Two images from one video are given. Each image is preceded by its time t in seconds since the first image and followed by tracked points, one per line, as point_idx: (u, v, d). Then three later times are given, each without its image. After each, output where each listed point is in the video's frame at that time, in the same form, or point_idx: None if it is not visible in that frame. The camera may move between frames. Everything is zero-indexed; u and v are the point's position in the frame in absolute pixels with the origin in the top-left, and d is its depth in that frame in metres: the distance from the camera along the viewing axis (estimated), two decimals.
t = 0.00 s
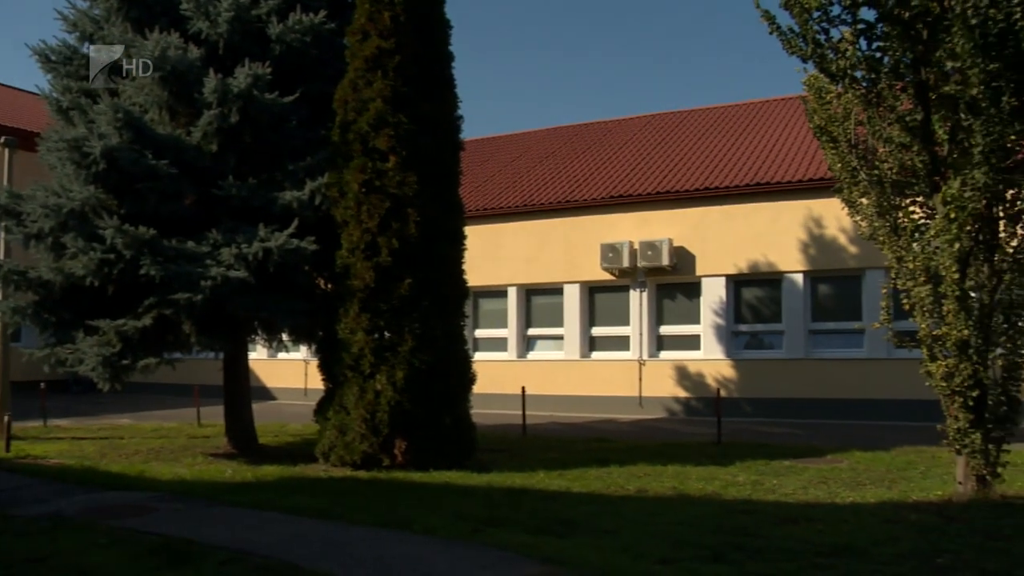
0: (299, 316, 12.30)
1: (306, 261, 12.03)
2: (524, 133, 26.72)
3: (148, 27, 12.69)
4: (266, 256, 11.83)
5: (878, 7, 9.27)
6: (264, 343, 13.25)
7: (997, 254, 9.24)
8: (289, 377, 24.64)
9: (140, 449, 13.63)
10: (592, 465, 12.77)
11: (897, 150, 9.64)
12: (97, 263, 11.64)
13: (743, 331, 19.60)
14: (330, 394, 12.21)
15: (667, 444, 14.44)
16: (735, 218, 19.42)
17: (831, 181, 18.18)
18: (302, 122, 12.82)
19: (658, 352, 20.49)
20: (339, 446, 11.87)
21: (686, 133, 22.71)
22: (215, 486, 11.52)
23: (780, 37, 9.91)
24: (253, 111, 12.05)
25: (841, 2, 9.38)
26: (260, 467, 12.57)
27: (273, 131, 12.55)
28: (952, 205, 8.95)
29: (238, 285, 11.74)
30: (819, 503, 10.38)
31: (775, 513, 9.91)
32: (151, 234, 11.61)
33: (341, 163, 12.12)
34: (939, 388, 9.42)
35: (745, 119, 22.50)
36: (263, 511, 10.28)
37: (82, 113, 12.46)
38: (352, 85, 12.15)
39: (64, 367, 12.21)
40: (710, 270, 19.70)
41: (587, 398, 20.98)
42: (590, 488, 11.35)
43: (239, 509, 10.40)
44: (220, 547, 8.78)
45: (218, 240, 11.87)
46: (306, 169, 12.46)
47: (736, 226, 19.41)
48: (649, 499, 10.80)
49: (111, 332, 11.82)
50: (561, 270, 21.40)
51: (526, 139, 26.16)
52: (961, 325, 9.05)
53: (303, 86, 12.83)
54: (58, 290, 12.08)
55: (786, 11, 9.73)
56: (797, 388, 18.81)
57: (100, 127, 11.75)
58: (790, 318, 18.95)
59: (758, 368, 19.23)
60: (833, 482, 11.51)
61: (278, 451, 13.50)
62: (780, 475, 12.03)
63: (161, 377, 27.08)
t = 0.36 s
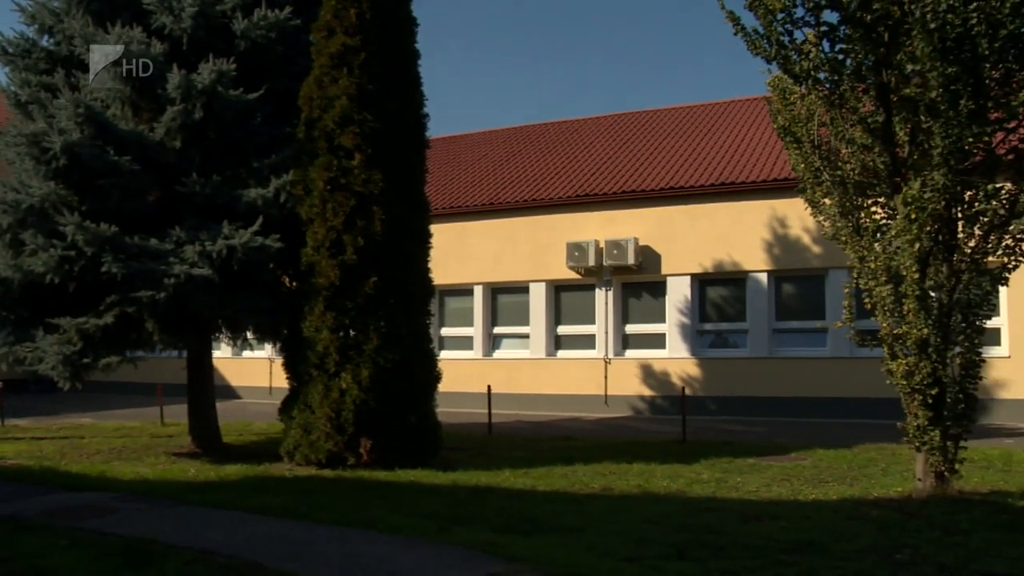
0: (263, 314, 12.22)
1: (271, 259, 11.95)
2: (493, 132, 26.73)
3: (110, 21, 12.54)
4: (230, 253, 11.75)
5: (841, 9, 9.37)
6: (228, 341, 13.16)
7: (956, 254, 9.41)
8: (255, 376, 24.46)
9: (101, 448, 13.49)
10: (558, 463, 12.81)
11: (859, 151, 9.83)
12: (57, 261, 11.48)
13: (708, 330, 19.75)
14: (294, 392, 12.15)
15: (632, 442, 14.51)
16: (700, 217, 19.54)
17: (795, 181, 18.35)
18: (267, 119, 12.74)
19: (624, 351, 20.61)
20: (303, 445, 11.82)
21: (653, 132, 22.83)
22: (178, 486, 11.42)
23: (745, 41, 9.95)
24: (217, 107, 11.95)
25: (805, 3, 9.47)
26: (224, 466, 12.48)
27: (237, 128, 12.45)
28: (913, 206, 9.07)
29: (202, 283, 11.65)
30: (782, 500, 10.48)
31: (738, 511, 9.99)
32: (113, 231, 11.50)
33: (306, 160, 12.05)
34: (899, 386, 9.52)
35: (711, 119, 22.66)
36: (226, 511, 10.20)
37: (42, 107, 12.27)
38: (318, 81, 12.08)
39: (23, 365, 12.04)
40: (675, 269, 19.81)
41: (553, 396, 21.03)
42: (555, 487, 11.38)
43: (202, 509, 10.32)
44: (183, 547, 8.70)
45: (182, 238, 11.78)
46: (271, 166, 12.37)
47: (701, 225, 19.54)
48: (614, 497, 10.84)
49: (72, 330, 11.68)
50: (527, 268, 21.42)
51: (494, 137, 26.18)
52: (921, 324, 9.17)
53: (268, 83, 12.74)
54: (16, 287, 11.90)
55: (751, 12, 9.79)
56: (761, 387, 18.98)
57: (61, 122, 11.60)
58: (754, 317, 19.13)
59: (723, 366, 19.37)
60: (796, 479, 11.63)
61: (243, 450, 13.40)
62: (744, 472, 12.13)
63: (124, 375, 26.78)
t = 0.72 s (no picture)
0: (239, 313, 12.15)
1: (247, 258, 11.88)
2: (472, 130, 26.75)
3: (84, 18, 12.44)
4: (206, 252, 11.68)
5: (817, 12, 9.43)
6: (204, 341, 13.09)
7: (929, 255, 9.49)
8: (231, 375, 24.33)
9: (75, 449, 13.38)
10: (535, 462, 12.83)
11: (835, 152, 9.84)
12: (30, 259, 11.36)
13: (684, 330, 19.83)
14: (271, 392, 12.09)
15: (609, 442, 14.56)
16: (678, 217, 19.62)
17: (771, 181, 18.45)
18: (243, 117, 12.67)
19: (601, 350, 20.66)
20: (280, 444, 11.77)
21: (631, 132, 22.91)
22: (154, 486, 11.34)
23: (721, 40, 9.98)
24: (193, 105, 11.87)
25: (781, 5, 9.53)
26: (199, 466, 12.41)
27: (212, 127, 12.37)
28: (887, 207, 9.12)
29: (177, 282, 11.58)
30: (758, 499, 10.54)
31: (714, 509, 10.04)
32: (87, 229, 11.40)
33: (282, 159, 11.99)
34: (873, 385, 9.57)
35: (689, 119, 22.77)
36: (202, 511, 10.13)
37: (14, 104, 12.14)
38: (295, 80, 12.03)
39: None
40: (653, 269, 19.88)
41: (530, 396, 21.04)
42: (532, 486, 11.39)
43: (178, 510, 10.25)
44: (158, 548, 8.63)
45: (157, 236, 11.70)
46: (247, 165, 12.30)
47: (678, 225, 19.62)
48: (591, 496, 10.87)
49: (45, 330, 11.58)
50: (505, 268, 21.42)
51: (474, 136, 26.20)
52: (895, 324, 9.26)
53: (244, 81, 12.68)
54: None
55: (727, 13, 9.83)
56: (737, 386, 19.07)
57: (34, 119, 11.48)
58: (731, 316, 19.22)
59: (700, 366, 19.45)
60: (772, 478, 11.71)
61: (218, 450, 13.32)
62: (720, 471, 12.20)
63: (98, 375, 26.56)
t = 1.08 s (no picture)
0: (226, 313, 12.11)
1: (233, 257, 11.84)
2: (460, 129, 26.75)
3: (69, 16, 12.39)
4: (192, 252, 11.63)
5: (803, 13, 9.44)
6: (191, 341, 13.04)
7: (915, 255, 9.55)
8: (218, 375, 24.26)
9: (61, 449, 13.32)
10: (522, 462, 12.83)
11: (821, 152, 9.88)
12: (15, 259, 11.30)
13: (672, 330, 19.88)
14: (258, 392, 12.05)
15: (597, 442, 14.57)
16: (666, 217, 19.65)
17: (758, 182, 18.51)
18: (230, 116, 12.64)
19: (588, 350, 20.68)
20: (266, 444, 11.74)
21: (619, 132, 22.94)
22: (140, 486, 11.30)
23: (708, 41, 10.00)
24: (179, 104, 11.83)
25: (767, 6, 9.54)
26: (186, 466, 12.36)
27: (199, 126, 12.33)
28: (873, 207, 9.11)
29: (163, 282, 11.54)
30: (745, 498, 10.57)
31: (701, 509, 10.07)
32: (72, 228, 11.35)
33: (269, 158, 11.95)
34: (860, 385, 9.61)
35: (677, 119, 22.83)
36: (188, 511, 10.10)
37: None
38: (282, 79, 12.00)
39: None
40: (640, 269, 19.90)
41: (518, 396, 21.04)
42: (520, 486, 11.40)
43: (164, 510, 10.21)
44: (144, 548, 8.59)
45: (143, 236, 11.65)
46: (234, 164, 12.26)
47: (666, 225, 19.65)
48: (579, 496, 10.87)
49: (30, 329, 11.53)
50: (493, 268, 21.41)
51: (462, 135, 26.20)
52: (880, 324, 9.30)
53: (231, 80, 12.65)
54: None
55: (714, 13, 9.87)
56: (725, 386, 19.12)
57: (18, 118, 11.43)
58: (718, 317, 19.27)
59: (687, 366, 19.49)
60: (759, 478, 11.74)
61: (205, 450, 13.27)
62: (707, 471, 12.23)
63: (84, 375, 26.43)
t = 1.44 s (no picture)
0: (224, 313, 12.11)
1: (231, 257, 11.84)
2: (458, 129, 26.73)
3: (67, 15, 12.37)
4: (190, 252, 11.63)
5: (801, 13, 9.43)
6: (189, 341, 13.04)
7: (912, 255, 9.54)
8: (216, 376, 24.24)
9: (58, 449, 13.30)
10: (520, 462, 12.82)
11: (818, 152, 9.87)
12: (12, 258, 11.30)
13: (670, 330, 19.92)
14: (256, 392, 12.05)
15: (594, 442, 14.56)
16: (664, 217, 19.66)
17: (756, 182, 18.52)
18: (228, 116, 12.64)
19: (586, 351, 20.68)
20: (264, 444, 11.74)
21: (617, 132, 22.93)
22: (138, 486, 11.29)
23: (706, 41, 10.00)
24: (177, 104, 11.82)
25: (765, 7, 9.53)
26: (183, 466, 12.35)
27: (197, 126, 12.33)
28: (870, 208, 9.14)
29: (161, 281, 11.53)
30: (742, 498, 10.58)
31: (699, 509, 10.07)
32: (70, 228, 11.35)
33: (267, 158, 11.94)
34: (857, 385, 9.62)
35: (675, 119, 22.82)
36: (186, 511, 10.09)
37: None
38: (279, 79, 11.99)
39: None
40: (638, 269, 19.90)
41: (516, 396, 21.03)
42: (518, 486, 11.40)
43: (162, 510, 10.20)
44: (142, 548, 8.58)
45: (141, 235, 11.65)
46: (232, 164, 12.26)
47: (664, 225, 19.65)
48: (577, 496, 10.87)
49: (28, 329, 11.53)
50: (491, 268, 21.40)
51: (460, 135, 26.19)
52: (878, 325, 9.32)
53: (229, 80, 12.64)
54: None
55: (712, 13, 9.87)
56: (723, 386, 19.13)
57: (15, 117, 11.42)
58: (716, 317, 19.29)
59: (685, 366, 19.50)
60: (756, 478, 11.75)
61: (202, 450, 13.26)
62: (705, 471, 12.23)
63: (81, 375, 26.40)
